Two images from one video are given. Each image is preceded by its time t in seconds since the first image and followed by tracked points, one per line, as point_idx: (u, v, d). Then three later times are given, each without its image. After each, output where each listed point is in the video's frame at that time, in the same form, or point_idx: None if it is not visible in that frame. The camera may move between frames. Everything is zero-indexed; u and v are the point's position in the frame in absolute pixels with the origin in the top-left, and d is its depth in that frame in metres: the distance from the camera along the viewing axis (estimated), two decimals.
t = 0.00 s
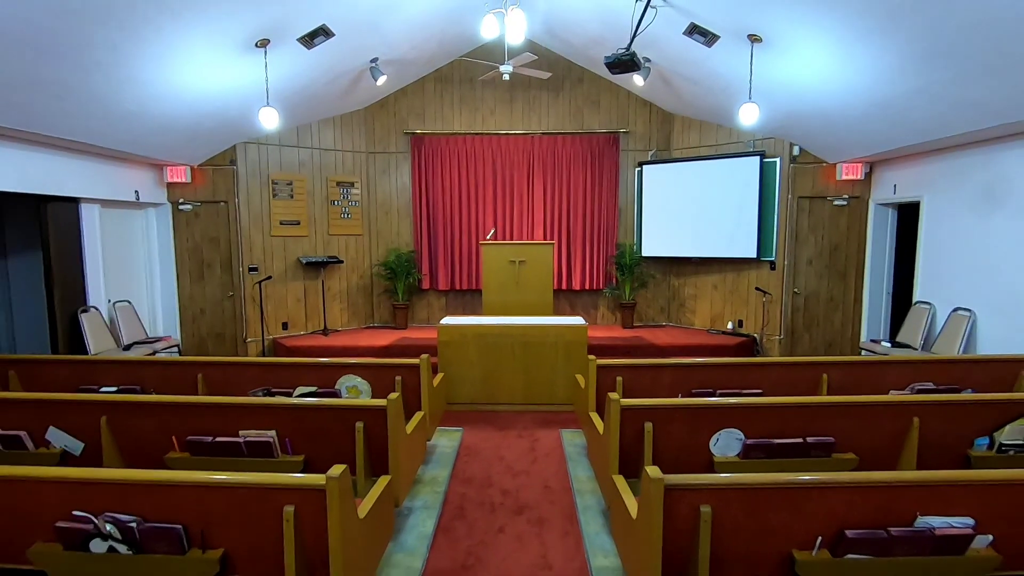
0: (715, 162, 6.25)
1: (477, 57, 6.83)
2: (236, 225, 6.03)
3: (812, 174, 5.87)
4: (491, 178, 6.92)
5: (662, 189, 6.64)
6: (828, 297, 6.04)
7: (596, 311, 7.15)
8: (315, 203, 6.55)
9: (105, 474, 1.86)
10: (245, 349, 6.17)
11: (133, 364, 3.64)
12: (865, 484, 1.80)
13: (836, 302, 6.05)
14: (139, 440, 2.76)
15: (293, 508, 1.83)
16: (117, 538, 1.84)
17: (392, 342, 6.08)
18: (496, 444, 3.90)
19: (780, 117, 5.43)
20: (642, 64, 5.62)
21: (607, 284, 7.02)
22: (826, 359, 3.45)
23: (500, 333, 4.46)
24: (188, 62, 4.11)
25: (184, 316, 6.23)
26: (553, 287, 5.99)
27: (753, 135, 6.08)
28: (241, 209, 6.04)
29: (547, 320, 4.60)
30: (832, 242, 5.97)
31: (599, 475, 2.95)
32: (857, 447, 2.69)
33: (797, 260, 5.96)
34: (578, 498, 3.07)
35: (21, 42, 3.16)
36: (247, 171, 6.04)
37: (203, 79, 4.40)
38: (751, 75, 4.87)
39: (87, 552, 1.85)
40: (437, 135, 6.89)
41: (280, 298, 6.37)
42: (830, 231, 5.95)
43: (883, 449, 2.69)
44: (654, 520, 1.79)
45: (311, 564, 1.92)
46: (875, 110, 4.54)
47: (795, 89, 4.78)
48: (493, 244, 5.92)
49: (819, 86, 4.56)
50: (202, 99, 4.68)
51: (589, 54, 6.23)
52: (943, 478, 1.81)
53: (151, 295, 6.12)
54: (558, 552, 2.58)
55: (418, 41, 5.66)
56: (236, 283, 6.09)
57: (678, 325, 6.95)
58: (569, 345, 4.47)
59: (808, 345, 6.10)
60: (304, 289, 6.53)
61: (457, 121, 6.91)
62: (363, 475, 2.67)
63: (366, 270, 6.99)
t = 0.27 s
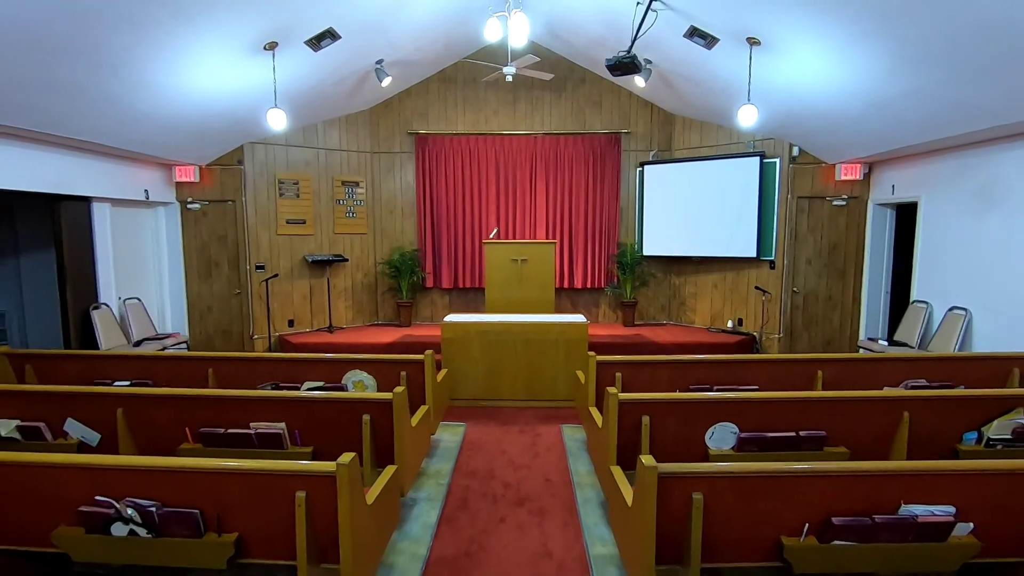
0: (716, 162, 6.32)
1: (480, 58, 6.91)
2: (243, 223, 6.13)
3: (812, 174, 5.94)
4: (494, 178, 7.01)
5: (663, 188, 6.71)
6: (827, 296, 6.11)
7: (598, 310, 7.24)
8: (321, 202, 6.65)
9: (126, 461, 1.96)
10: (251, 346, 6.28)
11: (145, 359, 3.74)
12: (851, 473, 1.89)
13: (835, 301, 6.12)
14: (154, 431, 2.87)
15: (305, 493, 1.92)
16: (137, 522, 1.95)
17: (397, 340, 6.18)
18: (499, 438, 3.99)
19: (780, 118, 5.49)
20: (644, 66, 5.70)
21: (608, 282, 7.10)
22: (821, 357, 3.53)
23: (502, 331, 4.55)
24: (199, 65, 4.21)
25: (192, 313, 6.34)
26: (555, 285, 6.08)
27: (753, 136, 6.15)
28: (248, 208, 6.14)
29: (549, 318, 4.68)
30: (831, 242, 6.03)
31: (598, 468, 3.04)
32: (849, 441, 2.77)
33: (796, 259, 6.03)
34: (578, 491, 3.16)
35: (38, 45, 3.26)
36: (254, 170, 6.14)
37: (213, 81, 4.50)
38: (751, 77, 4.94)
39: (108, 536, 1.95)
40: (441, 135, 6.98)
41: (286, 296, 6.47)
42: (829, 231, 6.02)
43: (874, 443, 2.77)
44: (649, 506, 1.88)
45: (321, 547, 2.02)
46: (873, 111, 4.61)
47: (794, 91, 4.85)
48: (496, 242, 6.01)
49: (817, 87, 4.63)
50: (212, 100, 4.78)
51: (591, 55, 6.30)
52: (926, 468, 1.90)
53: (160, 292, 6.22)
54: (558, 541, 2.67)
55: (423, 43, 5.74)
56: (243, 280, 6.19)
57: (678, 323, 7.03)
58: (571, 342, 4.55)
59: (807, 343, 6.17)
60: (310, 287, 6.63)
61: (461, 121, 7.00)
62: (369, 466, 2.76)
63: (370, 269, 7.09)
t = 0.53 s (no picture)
0: (720, 163, 6.37)
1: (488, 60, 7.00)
2: (254, 222, 6.26)
3: (816, 175, 5.97)
4: (500, 178, 7.10)
5: (668, 189, 6.77)
6: (831, 296, 6.14)
7: (602, 309, 7.31)
8: (331, 202, 6.76)
9: (145, 446, 2.06)
10: (262, 342, 6.40)
11: (159, 353, 3.86)
12: (839, 465, 1.95)
13: (838, 302, 6.15)
14: (169, 421, 2.98)
15: (314, 479, 2.01)
16: (155, 505, 2.05)
17: (403, 337, 6.28)
18: (502, 434, 4.07)
19: (784, 119, 5.54)
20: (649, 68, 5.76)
21: (613, 282, 7.17)
22: (820, 356, 3.58)
23: (507, 328, 4.63)
24: (214, 67, 4.33)
25: (204, 309, 6.47)
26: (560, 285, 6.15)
27: (757, 137, 6.20)
28: (259, 207, 6.27)
29: (553, 316, 4.75)
30: (834, 243, 6.06)
31: (598, 462, 3.12)
32: (844, 437, 2.82)
33: (800, 260, 6.08)
34: (579, 484, 3.23)
35: (60, 48, 3.38)
36: (265, 170, 6.26)
37: (227, 83, 4.62)
38: (754, 79, 4.99)
39: (129, 518, 2.06)
40: (449, 136, 7.08)
41: (295, 294, 6.59)
42: (833, 232, 6.05)
43: (869, 440, 2.83)
44: (643, 495, 1.95)
45: (329, 532, 2.11)
46: (875, 114, 4.65)
47: (797, 92, 4.89)
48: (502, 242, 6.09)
49: (819, 90, 4.68)
50: (225, 102, 4.90)
51: (597, 57, 6.37)
52: (912, 461, 1.96)
53: (173, 289, 6.36)
54: (558, 532, 2.75)
55: (431, 45, 5.84)
56: (254, 278, 6.32)
57: (683, 323, 7.08)
58: (574, 340, 4.62)
59: (810, 344, 6.21)
60: (319, 285, 6.75)
61: (468, 123, 7.09)
62: (376, 457, 2.85)
63: (379, 267, 7.20)
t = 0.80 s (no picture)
0: (726, 161, 6.40)
1: (495, 58, 7.07)
2: (265, 219, 6.37)
3: (821, 173, 5.99)
4: (507, 176, 7.17)
5: (674, 186, 6.81)
6: (836, 294, 6.17)
7: (608, 306, 7.38)
8: (340, 199, 6.86)
9: (165, 433, 2.16)
10: (272, 337, 6.52)
11: (174, 345, 3.97)
12: (831, 455, 2.02)
13: (843, 299, 6.17)
14: (185, 411, 3.09)
15: (325, 464, 2.11)
16: (173, 488, 2.15)
17: (411, 332, 6.37)
18: (507, 426, 4.15)
19: (789, 117, 5.56)
20: (654, 66, 5.80)
21: (618, 279, 7.23)
22: (820, 351, 3.63)
23: (512, 323, 4.71)
24: (226, 67, 4.43)
25: (216, 304, 6.60)
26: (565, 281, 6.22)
27: (763, 135, 6.23)
28: (270, 204, 6.38)
29: (558, 312, 4.82)
30: (839, 240, 6.08)
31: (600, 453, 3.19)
32: (841, 430, 2.88)
33: (805, 257, 6.11)
34: (581, 475, 3.31)
35: (80, 50, 3.49)
36: (276, 168, 6.37)
37: (239, 83, 4.73)
38: (759, 78, 5.03)
39: (148, 501, 2.16)
40: (456, 134, 7.15)
41: (305, 289, 6.70)
42: (838, 229, 6.07)
43: (866, 433, 2.88)
44: (640, 482, 2.03)
45: (339, 515, 2.20)
46: (879, 112, 4.67)
47: (802, 90, 4.92)
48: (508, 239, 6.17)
49: (824, 88, 4.71)
50: (237, 101, 5.00)
51: (602, 55, 6.42)
52: (903, 451, 2.02)
53: (186, 285, 6.49)
54: (560, 520, 2.82)
55: (439, 44, 5.91)
56: (265, 274, 6.43)
57: (688, 320, 7.13)
58: (578, 335, 4.69)
59: (815, 341, 6.24)
60: (328, 281, 6.86)
61: (475, 120, 7.17)
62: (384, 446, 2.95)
63: (387, 263, 7.30)
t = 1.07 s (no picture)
0: (728, 161, 6.46)
1: (500, 61, 7.16)
2: (274, 220, 6.48)
3: (823, 173, 6.05)
4: (512, 177, 7.26)
5: (677, 186, 6.87)
6: (839, 293, 6.22)
7: (612, 305, 7.45)
8: (347, 200, 6.96)
9: (187, 426, 2.26)
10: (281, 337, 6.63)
11: (189, 344, 4.07)
12: (828, 446, 2.09)
13: (846, 298, 6.22)
14: (203, 407, 3.18)
15: (340, 456, 2.20)
16: (196, 479, 2.23)
17: (418, 332, 6.46)
18: (514, 423, 4.23)
19: (791, 117, 5.62)
20: (657, 68, 5.87)
21: (622, 279, 7.31)
22: (821, 348, 3.69)
23: (518, 322, 4.78)
24: (238, 73, 4.53)
25: (226, 305, 6.71)
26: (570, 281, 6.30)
27: (765, 136, 6.29)
28: (279, 206, 6.49)
29: (563, 311, 4.89)
30: (842, 239, 6.13)
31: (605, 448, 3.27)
32: (840, 425, 2.94)
33: (807, 256, 6.17)
34: (587, 469, 3.39)
35: (99, 57, 3.61)
36: (284, 170, 6.47)
37: (250, 88, 4.83)
38: (761, 79, 5.10)
39: (172, 492, 2.25)
40: (461, 136, 7.24)
41: (314, 289, 6.80)
42: (840, 228, 6.12)
43: (865, 428, 2.95)
44: (644, 473, 2.10)
45: (354, 505, 2.29)
46: (879, 113, 4.73)
47: (803, 92, 4.98)
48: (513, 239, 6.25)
49: (825, 89, 4.77)
50: (248, 105, 5.11)
51: (606, 57, 6.49)
52: (898, 442, 2.09)
53: (197, 285, 6.61)
54: (566, 512, 2.90)
55: (445, 48, 5.99)
56: (274, 274, 6.54)
57: (691, 319, 7.19)
58: (583, 334, 4.76)
59: (817, 340, 6.29)
60: (336, 281, 6.96)
61: (480, 122, 7.25)
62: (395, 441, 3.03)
63: (393, 264, 7.39)
